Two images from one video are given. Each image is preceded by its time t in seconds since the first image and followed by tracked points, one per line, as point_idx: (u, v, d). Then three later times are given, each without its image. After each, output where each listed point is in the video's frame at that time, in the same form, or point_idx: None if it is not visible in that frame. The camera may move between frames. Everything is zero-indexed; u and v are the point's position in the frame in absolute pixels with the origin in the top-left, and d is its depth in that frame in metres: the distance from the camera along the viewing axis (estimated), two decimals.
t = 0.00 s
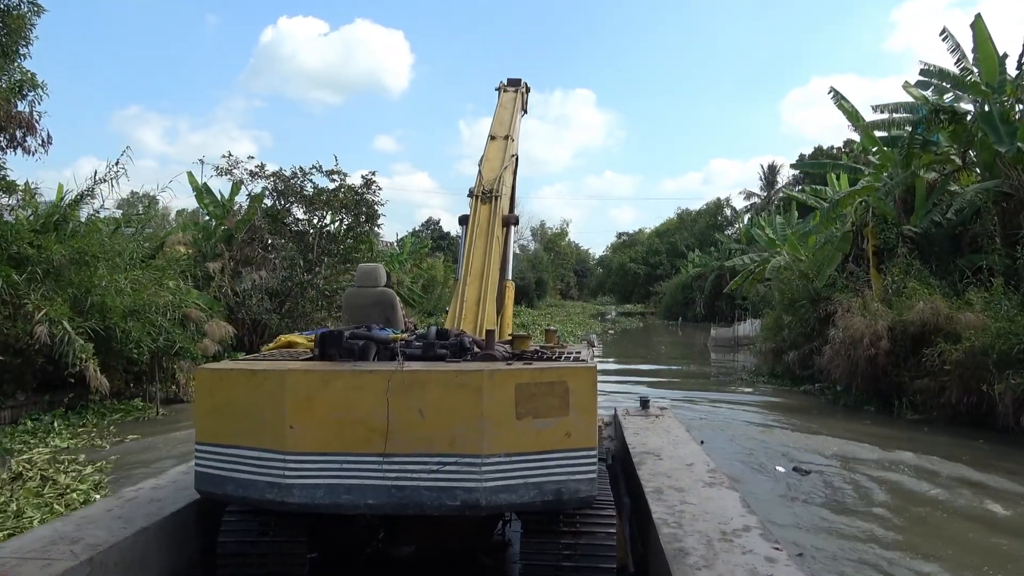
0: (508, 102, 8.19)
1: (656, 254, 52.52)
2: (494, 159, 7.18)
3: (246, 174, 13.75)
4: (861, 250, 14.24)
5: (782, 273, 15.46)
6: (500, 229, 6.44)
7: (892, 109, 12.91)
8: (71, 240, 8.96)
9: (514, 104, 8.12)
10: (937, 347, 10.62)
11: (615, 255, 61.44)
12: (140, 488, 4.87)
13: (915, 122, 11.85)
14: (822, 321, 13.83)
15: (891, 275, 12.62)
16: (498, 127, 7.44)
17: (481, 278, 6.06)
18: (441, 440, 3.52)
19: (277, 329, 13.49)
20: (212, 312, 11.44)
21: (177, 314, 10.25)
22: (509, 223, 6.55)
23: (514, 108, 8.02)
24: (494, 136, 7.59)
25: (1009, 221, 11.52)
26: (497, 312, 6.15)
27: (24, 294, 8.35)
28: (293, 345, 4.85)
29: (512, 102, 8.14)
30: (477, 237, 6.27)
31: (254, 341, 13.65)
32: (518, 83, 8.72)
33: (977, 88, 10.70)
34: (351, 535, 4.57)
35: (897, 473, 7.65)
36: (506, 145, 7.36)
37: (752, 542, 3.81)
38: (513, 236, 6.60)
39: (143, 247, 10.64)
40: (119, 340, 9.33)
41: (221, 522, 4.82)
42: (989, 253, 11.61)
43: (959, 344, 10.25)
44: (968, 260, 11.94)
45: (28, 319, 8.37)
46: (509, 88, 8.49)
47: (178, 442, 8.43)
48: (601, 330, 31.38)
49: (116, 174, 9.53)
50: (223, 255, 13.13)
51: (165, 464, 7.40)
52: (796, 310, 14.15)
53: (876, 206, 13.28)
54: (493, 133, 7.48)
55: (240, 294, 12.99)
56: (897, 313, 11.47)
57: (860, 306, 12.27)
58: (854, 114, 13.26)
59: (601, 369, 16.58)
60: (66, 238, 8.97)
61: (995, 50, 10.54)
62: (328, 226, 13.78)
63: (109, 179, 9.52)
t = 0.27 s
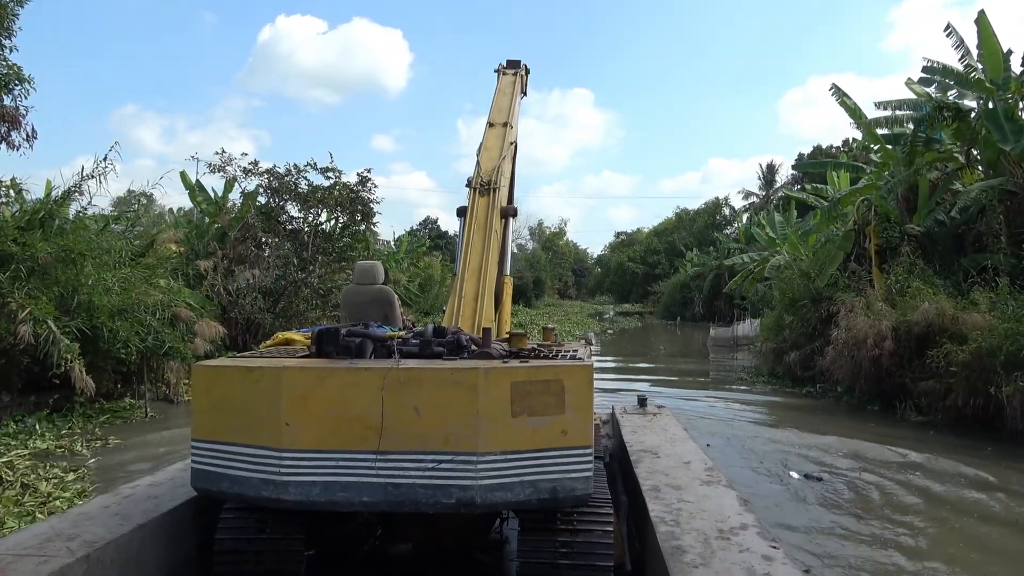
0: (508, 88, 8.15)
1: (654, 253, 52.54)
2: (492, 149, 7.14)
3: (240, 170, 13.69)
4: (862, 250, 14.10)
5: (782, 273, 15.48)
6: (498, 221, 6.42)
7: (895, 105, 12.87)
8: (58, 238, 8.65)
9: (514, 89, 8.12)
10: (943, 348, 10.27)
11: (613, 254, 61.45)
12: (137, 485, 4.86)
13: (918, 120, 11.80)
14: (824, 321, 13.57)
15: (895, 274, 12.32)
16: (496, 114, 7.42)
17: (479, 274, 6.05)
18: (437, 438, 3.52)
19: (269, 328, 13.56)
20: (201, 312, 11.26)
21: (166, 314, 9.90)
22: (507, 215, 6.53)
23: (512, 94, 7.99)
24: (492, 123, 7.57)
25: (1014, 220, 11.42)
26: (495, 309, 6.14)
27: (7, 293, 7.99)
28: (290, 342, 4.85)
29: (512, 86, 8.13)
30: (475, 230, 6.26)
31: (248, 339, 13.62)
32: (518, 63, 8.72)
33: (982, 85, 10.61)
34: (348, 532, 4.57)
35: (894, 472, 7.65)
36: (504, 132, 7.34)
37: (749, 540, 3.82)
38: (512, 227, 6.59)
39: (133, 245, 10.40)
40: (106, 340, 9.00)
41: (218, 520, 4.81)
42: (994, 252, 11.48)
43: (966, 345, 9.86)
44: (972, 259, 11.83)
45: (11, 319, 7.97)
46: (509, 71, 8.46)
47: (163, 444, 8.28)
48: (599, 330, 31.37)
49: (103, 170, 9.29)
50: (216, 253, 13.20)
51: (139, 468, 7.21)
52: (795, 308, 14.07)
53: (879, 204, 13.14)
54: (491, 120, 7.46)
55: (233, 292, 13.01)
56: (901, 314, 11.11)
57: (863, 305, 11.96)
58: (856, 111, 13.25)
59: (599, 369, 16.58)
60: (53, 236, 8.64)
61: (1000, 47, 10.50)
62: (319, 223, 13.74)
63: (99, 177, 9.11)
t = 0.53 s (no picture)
0: (506, 75, 8.15)
1: (653, 255, 52.57)
2: (491, 141, 7.13)
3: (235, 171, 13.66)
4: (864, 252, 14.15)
5: (782, 275, 15.51)
6: (496, 215, 6.41)
7: (897, 105, 12.88)
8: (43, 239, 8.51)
9: (512, 75, 8.12)
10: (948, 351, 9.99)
11: (612, 257, 61.47)
12: (135, 486, 4.86)
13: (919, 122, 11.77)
14: (826, 323, 13.52)
15: (899, 276, 12.22)
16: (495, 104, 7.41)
17: (477, 273, 6.04)
18: (434, 438, 3.52)
19: (265, 330, 13.36)
20: (192, 314, 11.13)
21: (154, 317, 9.80)
22: (506, 209, 6.51)
23: (511, 83, 7.97)
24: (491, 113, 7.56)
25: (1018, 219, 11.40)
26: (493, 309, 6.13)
27: None
28: (288, 343, 4.85)
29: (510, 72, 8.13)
30: (474, 227, 6.25)
31: (243, 343, 13.40)
32: (517, 46, 8.71)
33: (986, 83, 10.50)
34: (347, 533, 4.57)
35: (892, 474, 7.64)
36: (503, 122, 7.32)
37: (747, 542, 3.82)
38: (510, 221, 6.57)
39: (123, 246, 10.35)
40: (93, 344, 8.92)
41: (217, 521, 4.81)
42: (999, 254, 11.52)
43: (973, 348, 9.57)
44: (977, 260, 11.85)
45: None
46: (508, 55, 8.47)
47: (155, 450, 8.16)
48: (598, 333, 31.36)
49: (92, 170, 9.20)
50: (209, 255, 13.15)
51: (114, 476, 7.03)
52: (797, 311, 14.08)
53: (881, 205, 13.08)
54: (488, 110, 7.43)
55: (227, 295, 12.94)
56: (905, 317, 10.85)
57: (867, 308, 11.72)
58: (858, 111, 13.28)
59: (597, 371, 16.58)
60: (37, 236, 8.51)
61: (1003, 46, 10.47)
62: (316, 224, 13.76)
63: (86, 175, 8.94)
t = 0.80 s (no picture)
0: (504, 63, 8.13)
1: (651, 259, 52.59)
2: (489, 134, 7.09)
3: (228, 175, 13.66)
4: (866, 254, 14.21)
5: (782, 278, 15.53)
6: (495, 211, 6.38)
7: (900, 106, 12.87)
8: (29, 244, 8.53)
9: (510, 62, 8.11)
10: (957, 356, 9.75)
11: (610, 260, 61.50)
12: (134, 491, 4.85)
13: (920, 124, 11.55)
14: (829, 327, 13.49)
15: (904, 279, 12.10)
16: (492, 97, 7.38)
17: (476, 274, 6.02)
18: (430, 442, 3.52)
19: (258, 336, 13.30)
20: (181, 320, 10.96)
21: (139, 324, 9.61)
22: (505, 206, 6.45)
23: (510, 73, 7.93)
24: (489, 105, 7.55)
25: None
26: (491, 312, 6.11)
27: None
28: (286, 347, 4.85)
29: (508, 61, 8.12)
30: (472, 227, 6.22)
31: (235, 348, 13.45)
32: (516, 31, 8.69)
33: (990, 83, 10.55)
34: (346, 537, 4.57)
35: (891, 477, 7.64)
36: (501, 114, 7.28)
37: (747, 544, 3.82)
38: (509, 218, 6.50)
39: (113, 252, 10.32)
40: (80, 350, 8.78)
41: (215, 525, 4.80)
42: (1005, 256, 11.52)
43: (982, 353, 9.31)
44: (982, 263, 11.85)
45: None
46: (505, 41, 8.46)
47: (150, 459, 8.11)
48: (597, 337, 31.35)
49: (77, 174, 9.32)
50: (203, 259, 13.17)
51: (89, 484, 7.05)
52: (798, 314, 14.10)
53: (884, 208, 13.10)
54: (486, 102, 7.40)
55: (219, 300, 12.84)
56: (911, 321, 10.60)
57: (871, 312, 11.52)
58: (859, 112, 13.30)
59: (596, 375, 16.57)
60: (21, 242, 8.54)
61: (1006, 46, 10.39)
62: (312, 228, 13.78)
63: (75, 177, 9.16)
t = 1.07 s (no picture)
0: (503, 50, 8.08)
1: (650, 260, 52.59)
2: (487, 125, 7.04)
3: (222, 175, 13.63)
4: (870, 254, 14.21)
5: (784, 278, 15.54)
6: (494, 206, 6.33)
7: (903, 103, 12.85)
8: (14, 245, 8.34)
9: (508, 48, 8.07)
10: (964, 357, 9.58)
11: (609, 261, 61.51)
12: (132, 493, 4.84)
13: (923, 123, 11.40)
14: (832, 327, 13.39)
15: (909, 279, 11.99)
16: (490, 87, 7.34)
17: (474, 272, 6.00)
18: (428, 443, 3.52)
19: (252, 338, 13.30)
20: (172, 322, 10.89)
21: (129, 326, 9.57)
22: (503, 201, 6.39)
23: (508, 58, 7.89)
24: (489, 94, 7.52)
25: None
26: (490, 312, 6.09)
27: None
28: (285, 348, 4.84)
29: (505, 46, 8.08)
30: (470, 224, 6.19)
31: (230, 351, 13.42)
32: (514, 13, 8.64)
33: (995, 80, 10.48)
34: (345, 537, 4.56)
35: (891, 477, 7.63)
36: (498, 104, 7.24)
37: (747, 544, 3.82)
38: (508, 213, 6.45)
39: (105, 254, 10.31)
40: (67, 354, 8.70)
41: (214, 526, 4.79)
42: (1011, 255, 11.44)
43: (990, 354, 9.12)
44: (987, 263, 11.80)
45: None
46: (504, 24, 8.45)
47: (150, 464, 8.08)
48: (596, 338, 31.32)
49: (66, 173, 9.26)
50: (195, 260, 13.13)
51: (79, 493, 6.95)
52: (801, 316, 14.06)
53: (888, 207, 13.08)
54: (484, 91, 7.36)
55: (213, 302, 12.84)
56: (918, 322, 10.51)
57: (877, 313, 11.44)
58: (861, 110, 13.30)
59: (595, 376, 16.56)
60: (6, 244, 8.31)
61: (1012, 42, 10.36)
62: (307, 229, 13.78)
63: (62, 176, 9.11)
